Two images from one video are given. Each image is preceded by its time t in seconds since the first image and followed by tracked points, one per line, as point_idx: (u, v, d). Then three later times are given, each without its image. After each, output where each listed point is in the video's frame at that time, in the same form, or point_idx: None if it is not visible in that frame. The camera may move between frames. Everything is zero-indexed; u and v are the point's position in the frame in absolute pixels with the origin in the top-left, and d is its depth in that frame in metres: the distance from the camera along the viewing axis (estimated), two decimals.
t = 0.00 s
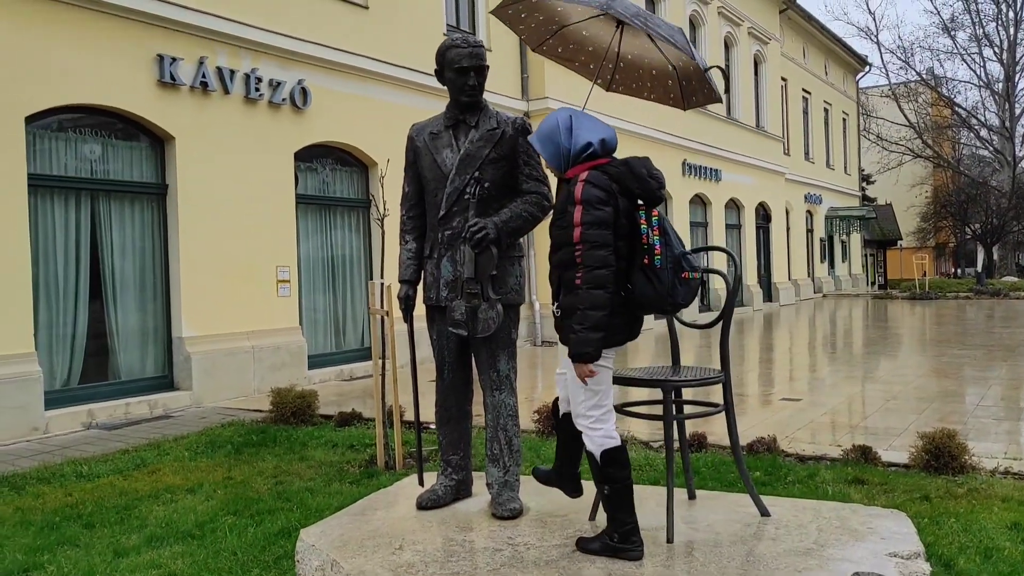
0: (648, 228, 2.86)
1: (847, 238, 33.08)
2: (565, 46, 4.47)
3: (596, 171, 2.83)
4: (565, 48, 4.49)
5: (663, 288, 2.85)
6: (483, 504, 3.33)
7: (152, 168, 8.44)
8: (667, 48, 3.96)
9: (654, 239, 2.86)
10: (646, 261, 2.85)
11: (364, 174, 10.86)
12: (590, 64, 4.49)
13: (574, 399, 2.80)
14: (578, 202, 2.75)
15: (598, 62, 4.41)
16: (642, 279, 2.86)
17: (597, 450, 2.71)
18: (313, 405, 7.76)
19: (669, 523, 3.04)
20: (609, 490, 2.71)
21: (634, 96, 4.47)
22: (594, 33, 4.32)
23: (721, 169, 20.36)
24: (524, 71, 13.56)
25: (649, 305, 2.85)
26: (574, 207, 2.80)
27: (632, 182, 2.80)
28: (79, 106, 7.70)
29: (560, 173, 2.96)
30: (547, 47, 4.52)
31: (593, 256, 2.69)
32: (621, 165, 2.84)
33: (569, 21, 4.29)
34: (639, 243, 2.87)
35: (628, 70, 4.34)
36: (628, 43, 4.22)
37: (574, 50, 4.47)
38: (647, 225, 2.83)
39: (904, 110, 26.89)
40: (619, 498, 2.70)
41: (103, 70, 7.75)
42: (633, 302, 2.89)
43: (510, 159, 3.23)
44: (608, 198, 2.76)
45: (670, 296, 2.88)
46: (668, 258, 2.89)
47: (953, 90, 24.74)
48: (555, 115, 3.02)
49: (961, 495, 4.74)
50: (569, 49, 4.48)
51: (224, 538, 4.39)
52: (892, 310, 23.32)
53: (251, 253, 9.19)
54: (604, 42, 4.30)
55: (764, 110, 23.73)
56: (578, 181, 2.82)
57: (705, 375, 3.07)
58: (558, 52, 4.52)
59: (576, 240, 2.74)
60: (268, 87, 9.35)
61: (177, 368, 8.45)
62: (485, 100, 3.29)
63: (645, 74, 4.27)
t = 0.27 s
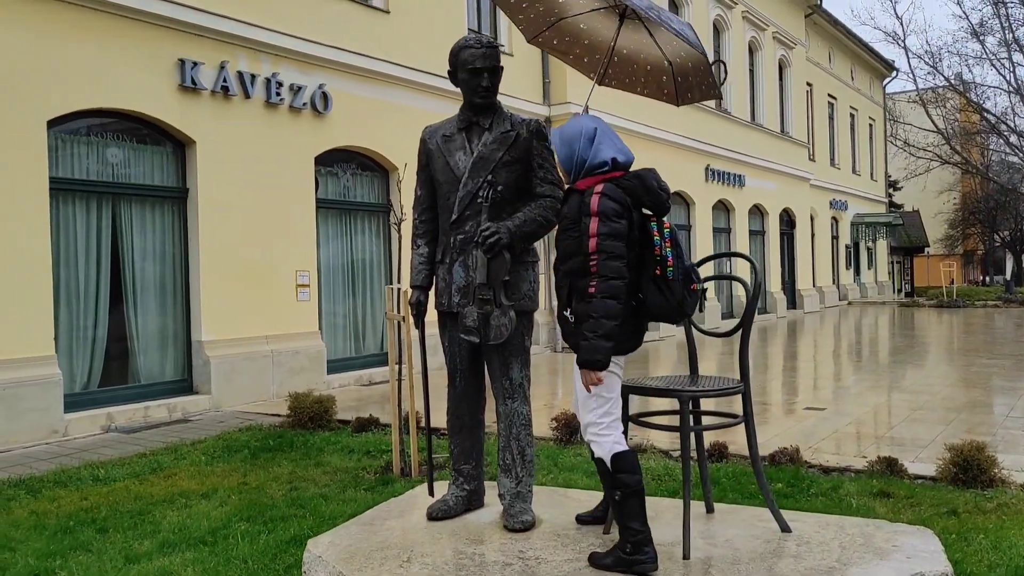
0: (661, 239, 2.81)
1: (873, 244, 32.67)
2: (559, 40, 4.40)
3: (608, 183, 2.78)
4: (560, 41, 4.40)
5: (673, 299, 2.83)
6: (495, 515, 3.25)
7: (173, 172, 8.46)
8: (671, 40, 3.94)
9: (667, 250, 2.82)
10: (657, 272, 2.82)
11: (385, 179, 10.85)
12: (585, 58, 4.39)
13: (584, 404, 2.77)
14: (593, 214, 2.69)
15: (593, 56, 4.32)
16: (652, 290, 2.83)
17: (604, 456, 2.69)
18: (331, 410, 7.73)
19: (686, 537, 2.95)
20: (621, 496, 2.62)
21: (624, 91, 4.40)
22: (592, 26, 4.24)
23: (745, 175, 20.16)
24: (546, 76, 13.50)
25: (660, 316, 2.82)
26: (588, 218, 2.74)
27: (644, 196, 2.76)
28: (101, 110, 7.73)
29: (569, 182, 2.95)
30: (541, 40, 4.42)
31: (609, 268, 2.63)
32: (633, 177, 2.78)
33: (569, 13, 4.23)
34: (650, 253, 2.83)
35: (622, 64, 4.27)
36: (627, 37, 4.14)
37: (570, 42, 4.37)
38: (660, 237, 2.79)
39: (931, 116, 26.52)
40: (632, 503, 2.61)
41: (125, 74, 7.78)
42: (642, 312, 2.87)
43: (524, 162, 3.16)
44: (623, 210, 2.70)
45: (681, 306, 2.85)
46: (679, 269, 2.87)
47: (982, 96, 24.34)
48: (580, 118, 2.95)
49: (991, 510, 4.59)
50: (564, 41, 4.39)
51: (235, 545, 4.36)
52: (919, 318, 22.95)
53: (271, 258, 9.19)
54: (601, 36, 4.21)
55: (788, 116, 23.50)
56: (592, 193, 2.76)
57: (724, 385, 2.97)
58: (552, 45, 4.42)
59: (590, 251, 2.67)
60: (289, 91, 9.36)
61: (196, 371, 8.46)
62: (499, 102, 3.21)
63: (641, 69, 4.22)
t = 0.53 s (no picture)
0: (677, 238, 2.85)
1: (892, 250, 32.35)
2: (563, 39, 4.34)
3: (625, 188, 2.78)
4: (564, 41, 4.34)
5: (690, 296, 2.86)
6: (505, 525, 3.17)
7: (187, 174, 8.46)
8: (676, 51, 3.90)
9: (682, 249, 2.85)
10: (674, 270, 2.85)
11: (399, 181, 10.80)
12: (586, 58, 4.35)
13: (591, 394, 2.88)
14: (612, 220, 2.73)
15: (595, 58, 4.29)
16: (670, 287, 2.84)
17: (608, 445, 2.80)
18: (342, 414, 7.68)
19: (701, 550, 2.87)
20: (623, 481, 2.73)
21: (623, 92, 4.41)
22: (597, 30, 4.18)
23: (762, 179, 20.00)
24: (561, 79, 13.42)
25: (679, 313, 2.84)
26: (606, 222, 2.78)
27: (659, 200, 2.80)
28: (115, 112, 7.74)
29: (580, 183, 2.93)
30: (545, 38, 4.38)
31: (626, 274, 2.69)
32: (649, 181, 2.82)
33: (577, 17, 4.16)
34: (665, 253, 2.85)
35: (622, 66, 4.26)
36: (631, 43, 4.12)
37: (573, 43, 4.32)
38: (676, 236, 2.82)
39: (951, 120, 26.23)
40: (633, 489, 2.72)
41: (139, 76, 7.79)
42: (661, 311, 2.88)
43: (536, 163, 3.09)
44: (642, 216, 2.74)
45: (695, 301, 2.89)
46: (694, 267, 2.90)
47: (1003, 100, 24.05)
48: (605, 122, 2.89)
49: (1015, 523, 4.46)
50: (568, 42, 4.33)
51: (243, 551, 4.30)
52: (938, 324, 22.65)
53: (284, 260, 9.17)
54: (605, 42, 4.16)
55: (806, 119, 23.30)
56: (611, 197, 2.78)
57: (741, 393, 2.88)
58: (555, 45, 4.37)
59: (608, 255, 2.73)
60: (303, 94, 9.34)
61: (209, 374, 8.44)
62: (510, 101, 3.15)
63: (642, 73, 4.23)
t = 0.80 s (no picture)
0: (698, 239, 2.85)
1: (902, 255, 32.14)
2: (559, 51, 3.85)
3: (655, 186, 2.77)
4: (562, 53, 3.85)
5: (712, 296, 2.86)
6: (516, 534, 3.08)
7: (194, 175, 8.40)
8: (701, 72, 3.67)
9: (704, 250, 2.85)
10: (696, 270, 2.84)
11: (407, 184, 10.74)
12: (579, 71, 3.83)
13: (610, 395, 2.79)
14: (643, 215, 2.70)
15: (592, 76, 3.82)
16: (692, 287, 2.84)
17: (629, 452, 2.74)
18: (349, 417, 7.60)
19: (719, 562, 2.78)
20: (641, 491, 2.74)
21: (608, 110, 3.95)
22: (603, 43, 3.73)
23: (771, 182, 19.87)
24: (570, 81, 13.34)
25: (702, 313, 2.84)
26: (634, 218, 2.75)
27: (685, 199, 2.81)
28: (122, 113, 7.69)
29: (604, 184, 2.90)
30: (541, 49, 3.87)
31: (655, 268, 2.66)
32: (673, 181, 2.81)
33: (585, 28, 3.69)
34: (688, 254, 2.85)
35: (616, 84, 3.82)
36: (638, 64, 3.82)
37: (569, 56, 3.82)
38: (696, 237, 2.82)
39: (962, 124, 26.06)
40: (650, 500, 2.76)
41: (147, 78, 7.74)
42: (685, 313, 2.84)
43: (550, 162, 3.00)
44: (671, 214, 2.73)
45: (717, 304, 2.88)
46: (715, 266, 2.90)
47: (1014, 104, 23.88)
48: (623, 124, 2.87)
49: None
50: (565, 55, 3.84)
51: (247, 557, 4.22)
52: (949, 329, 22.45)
53: (292, 263, 9.10)
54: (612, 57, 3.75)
55: (816, 123, 23.17)
56: (640, 194, 2.76)
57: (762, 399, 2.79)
58: (551, 56, 3.86)
59: (635, 249, 2.69)
60: (311, 95, 9.28)
61: (215, 377, 8.38)
62: (523, 98, 3.07)
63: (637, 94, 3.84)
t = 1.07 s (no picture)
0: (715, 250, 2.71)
1: (908, 263, 31.96)
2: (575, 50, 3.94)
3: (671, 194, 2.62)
4: (577, 50, 3.92)
5: (727, 310, 2.71)
6: (527, 555, 2.95)
7: (196, 181, 8.29)
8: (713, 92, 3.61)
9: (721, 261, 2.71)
10: (711, 281, 2.70)
11: (411, 190, 10.63)
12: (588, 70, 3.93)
13: (628, 415, 2.67)
14: (647, 219, 2.57)
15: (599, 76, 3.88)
16: (707, 298, 2.69)
17: (652, 476, 2.66)
18: (352, 427, 7.47)
19: None
20: (660, 514, 2.66)
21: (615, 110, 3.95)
22: (618, 48, 3.72)
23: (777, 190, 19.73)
24: (576, 87, 13.23)
25: (715, 327, 2.68)
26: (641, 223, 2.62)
27: (702, 209, 2.67)
28: (122, 118, 7.58)
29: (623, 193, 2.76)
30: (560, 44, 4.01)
31: (643, 271, 2.52)
32: (694, 190, 2.67)
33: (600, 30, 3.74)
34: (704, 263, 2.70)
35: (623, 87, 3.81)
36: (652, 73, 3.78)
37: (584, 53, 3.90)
38: (714, 248, 2.70)
39: (968, 132, 25.91)
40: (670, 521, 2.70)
41: (148, 82, 7.64)
42: (695, 324, 2.70)
43: (563, 166, 2.88)
44: (680, 221, 2.58)
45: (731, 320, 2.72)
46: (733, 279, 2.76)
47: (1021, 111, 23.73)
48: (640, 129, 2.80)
49: None
50: (580, 52, 3.92)
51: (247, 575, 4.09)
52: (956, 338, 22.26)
53: (294, 269, 8.99)
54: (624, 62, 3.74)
55: (822, 130, 23.05)
56: (653, 200, 2.62)
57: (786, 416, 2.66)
58: (566, 53, 3.98)
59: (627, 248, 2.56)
60: (314, 100, 9.17)
61: (217, 385, 8.25)
62: (535, 100, 2.95)
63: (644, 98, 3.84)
